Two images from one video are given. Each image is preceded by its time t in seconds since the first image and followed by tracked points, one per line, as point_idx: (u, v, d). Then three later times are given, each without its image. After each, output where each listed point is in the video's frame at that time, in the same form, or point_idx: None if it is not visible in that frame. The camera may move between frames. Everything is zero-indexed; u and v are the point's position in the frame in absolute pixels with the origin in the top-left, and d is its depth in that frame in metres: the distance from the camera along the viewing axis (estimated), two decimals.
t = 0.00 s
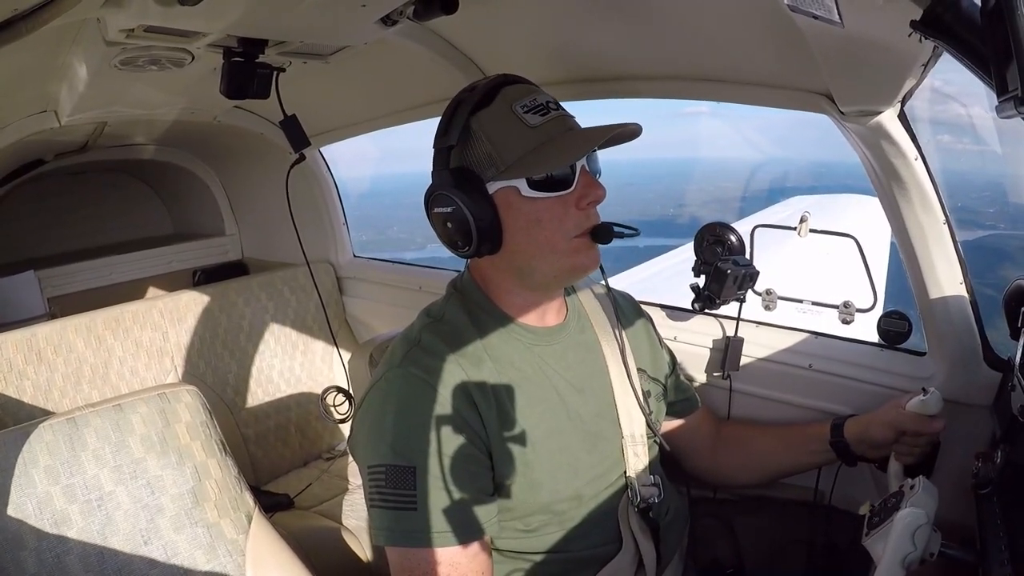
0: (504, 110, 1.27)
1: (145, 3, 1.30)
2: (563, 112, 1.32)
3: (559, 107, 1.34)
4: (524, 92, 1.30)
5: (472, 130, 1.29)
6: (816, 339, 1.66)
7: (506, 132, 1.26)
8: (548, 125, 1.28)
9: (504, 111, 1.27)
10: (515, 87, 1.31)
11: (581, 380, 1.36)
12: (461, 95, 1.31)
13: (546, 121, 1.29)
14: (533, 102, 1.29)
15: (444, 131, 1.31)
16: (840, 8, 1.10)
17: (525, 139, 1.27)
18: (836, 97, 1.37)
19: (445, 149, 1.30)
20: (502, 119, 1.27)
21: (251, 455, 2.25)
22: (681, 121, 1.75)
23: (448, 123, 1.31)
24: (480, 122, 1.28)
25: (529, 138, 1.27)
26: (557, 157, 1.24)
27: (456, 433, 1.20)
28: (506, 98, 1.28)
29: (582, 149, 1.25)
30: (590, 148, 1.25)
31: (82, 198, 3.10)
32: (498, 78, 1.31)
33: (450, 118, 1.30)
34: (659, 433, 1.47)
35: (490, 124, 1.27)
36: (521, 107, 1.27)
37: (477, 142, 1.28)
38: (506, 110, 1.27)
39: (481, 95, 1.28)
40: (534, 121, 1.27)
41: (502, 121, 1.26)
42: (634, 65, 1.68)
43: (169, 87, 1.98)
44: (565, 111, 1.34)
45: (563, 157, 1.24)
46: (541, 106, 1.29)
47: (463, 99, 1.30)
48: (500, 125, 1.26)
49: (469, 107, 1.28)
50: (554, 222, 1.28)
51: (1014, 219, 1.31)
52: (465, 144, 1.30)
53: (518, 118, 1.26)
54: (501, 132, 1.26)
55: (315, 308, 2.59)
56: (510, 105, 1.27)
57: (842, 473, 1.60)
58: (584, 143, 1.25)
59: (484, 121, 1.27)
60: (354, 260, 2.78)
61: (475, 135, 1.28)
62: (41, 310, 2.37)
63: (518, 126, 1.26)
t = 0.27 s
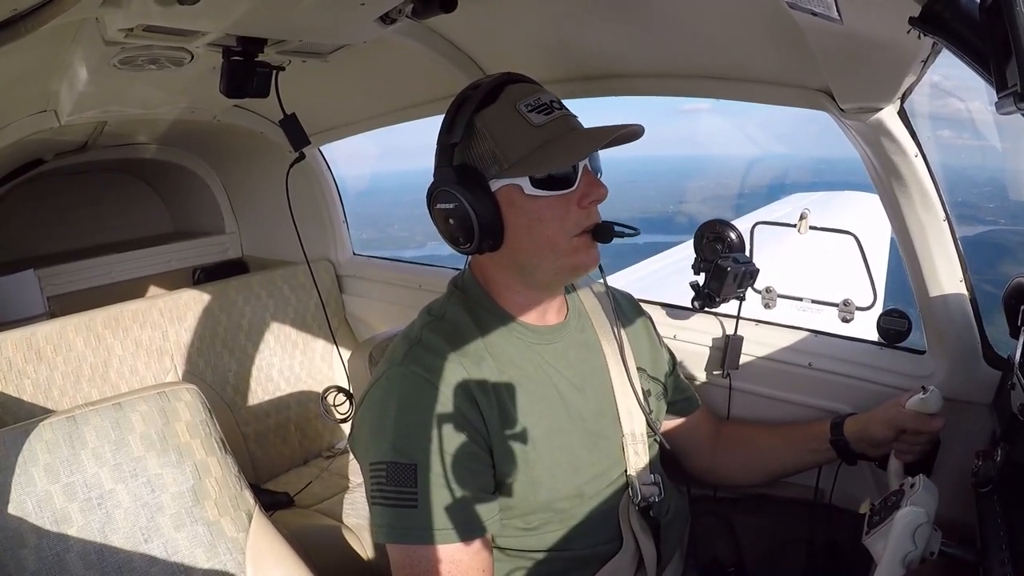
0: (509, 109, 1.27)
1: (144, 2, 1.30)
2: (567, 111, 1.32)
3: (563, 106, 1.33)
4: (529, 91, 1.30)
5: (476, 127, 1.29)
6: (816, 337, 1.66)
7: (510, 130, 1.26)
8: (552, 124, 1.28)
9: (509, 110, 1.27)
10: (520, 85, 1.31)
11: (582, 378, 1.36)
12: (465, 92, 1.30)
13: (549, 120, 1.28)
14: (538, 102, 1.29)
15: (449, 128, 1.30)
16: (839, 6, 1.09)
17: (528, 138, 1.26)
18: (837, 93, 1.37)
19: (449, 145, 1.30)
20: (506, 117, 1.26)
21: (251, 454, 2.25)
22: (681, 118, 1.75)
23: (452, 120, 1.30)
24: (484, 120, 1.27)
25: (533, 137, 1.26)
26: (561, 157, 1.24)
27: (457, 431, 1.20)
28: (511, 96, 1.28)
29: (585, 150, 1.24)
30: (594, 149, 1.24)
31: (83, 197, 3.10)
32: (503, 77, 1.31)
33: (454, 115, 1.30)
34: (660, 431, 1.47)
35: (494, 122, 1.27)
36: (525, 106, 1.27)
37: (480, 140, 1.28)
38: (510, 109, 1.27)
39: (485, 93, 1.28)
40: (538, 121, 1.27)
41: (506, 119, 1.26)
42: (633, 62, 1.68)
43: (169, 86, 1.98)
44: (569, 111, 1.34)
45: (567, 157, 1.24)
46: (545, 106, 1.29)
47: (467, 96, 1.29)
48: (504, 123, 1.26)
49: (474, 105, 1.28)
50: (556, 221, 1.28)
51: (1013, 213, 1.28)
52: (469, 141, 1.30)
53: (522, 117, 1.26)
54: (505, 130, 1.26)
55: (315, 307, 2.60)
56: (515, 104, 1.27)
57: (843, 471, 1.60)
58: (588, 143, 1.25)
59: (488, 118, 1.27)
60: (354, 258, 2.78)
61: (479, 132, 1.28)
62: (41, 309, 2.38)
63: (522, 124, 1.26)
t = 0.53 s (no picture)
0: (506, 103, 1.27)
1: None
2: (564, 105, 1.33)
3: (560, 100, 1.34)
4: (526, 86, 1.30)
5: (474, 122, 1.29)
6: (817, 335, 1.66)
7: (508, 124, 1.26)
8: (549, 118, 1.28)
9: (506, 104, 1.27)
10: (516, 81, 1.31)
11: (582, 374, 1.36)
12: (463, 88, 1.31)
13: (547, 114, 1.29)
14: (535, 96, 1.29)
15: (447, 123, 1.31)
16: (842, 6, 1.10)
17: (526, 131, 1.27)
18: (838, 93, 1.37)
19: (447, 140, 1.30)
20: (504, 112, 1.27)
21: (252, 452, 2.25)
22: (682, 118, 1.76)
23: (450, 115, 1.31)
24: (482, 115, 1.28)
25: (530, 130, 1.26)
26: (558, 149, 1.24)
27: (458, 428, 1.20)
28: (508, 91, 1.29)
29: (581, 142, 1.25)
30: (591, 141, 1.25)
31: (83, 195, 3.09)
32: (500, 72, 1.32)
33: (452, 110, 1.31)
34: (660, 427, 1.48)
35: (491, 116, 1.27)
36: (522, 100, 1.28)
37: (479, 134, 1.28)
38: (507, 103, 1.27)
39: (483, 88, 1.29)
40: (535, 114, 1.27)
41: (504, 113, 1.27)
42: (635, 61, 1.68)
43: (170, 84, 1.98)
44: (566, 105, 1.34)
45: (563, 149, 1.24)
46: (542, 100, 1.29)
47: (465, 91, 1.30)
48: (501, 117, 1.27)
49: (472, 100, 1.28)
50: (554, 213, 1.28)
51: (1013, 214, 1.28)
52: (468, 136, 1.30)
53: (519, 111, 1.26)
54: (503, 124, 1.26)
55: (316, 305, 2.60)
56: (512, 98, 1.28)
57: (844, 469, 1.60)
58: (584, 135, 1.25)
59: (486, 113, 1.28)
60: (354, 256, 2.78)
61: (477, 127, 1.28)
62: (41, 307, 2.37)
63: (519, 118, 1.26)
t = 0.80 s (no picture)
0: (516, 99, 1.28)
1: None
2: (571, 104, 1.34)
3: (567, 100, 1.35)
4: (535, 83, 1.31)
5: (483, 116, 1.29)
6: (819, 334, 1.66)
7: (517, 119, 1.27)
8: (557, 115, 1.29)
9: (516, 99, 1.28)
10: (525, 78, 1.32)
11: (584, 374, 1.36)
12: (473, 83, 1.32)
13: (554, 111, 1.30)
14: (544, 93, 1.30)
15: (455, 116, 1.31)
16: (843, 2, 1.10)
17: (535, 126, 1.27)
18: (839, 90, 1.37)
19: (455, 132, 1.30)
20: (513, 106, 1.27)
21: (253, 449, 2.25)
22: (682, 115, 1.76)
23: (459, 108, 1.31)
24: (492, 109, 1.28)
25: (539, 125, 1.27)
26: (567, 144, 1.25)
27: (458, 429, 1.20)
28: (518, 87, 1.29)
29: (590, 138, 1.26)
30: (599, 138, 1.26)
31: (84, 194, 3.10)
32: (508, 70, 1.33)
33: (461, 103, 1.31)
34: (662, 428, 1.48)
35: (501, 110, 1.28)
36: (531, 96, 1.28)
37: (488, 128, 1.29)
38: (517, 98, 1.28)
39: (493, 84, 1.30)
40: (544, 110, 1.28)
41: (514, 107, 1.27)
42: (636, 58, 1.68)
43: (171, 81, 1.98)
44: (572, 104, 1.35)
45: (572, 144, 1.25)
46: (551, 97, 1.30)
47: (475, 85, 1.31)
48: (511, 111, 1.27)
49: (481, 93, 1.29)
50: (560, 208, 1.28)
51: (1013, 219, 1.28)
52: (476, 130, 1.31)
53: (528, 106, 1.27)
54: (512, 119, 1.27)
55: (317, 302, 2.60)
56: (521, 94, 1.29)
57: (845, 467, 1.60)
58: (593, 132, 1.26)
59: (496, 107, 1.28)
60: (355, 254, 2.78)
61: (486, 121, 1.29)
62: (42, 305, 2.38)
63: (529, 113, 1.27)
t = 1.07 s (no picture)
0: (527, 99, 1.28)
1: None
2: (580, 106, 1.33)
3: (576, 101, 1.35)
4: (546, 84, 1.31)
5: (493, 114, 1.29)
6: (822, 329, 1.65)
7: (528, 118, 1.26)
8: (568, 116, 1.29)
9: (527, 99, 1.27)
10: (536, 79, 1.32)
11: (585, 373, 1.36)
12: (483, 81, 1.31)
13: (565, 112, 1.29)
14: (554, 94, 1.30)
15: (465, 112, 1.29)
16: None
17: (545, 126, 1.26)
18: (839, 85, 1.36)
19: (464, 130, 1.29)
20: (524, 106, 1.27)
21: (254, 444, 2.25)
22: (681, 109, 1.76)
23: (469, 105, 1.30)
24: (503, 108, 1.28)
25: (549, 126, 1.27)
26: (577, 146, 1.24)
27: (458, 429, 1.20)
28: (528, 87, 1.29)
29: (600, 141, 1.26)
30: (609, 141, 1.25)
31: (85, 189, 3.10)
32: (519, 69, 1.32)
33: (472, 100, 1.30)
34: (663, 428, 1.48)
35: (512, 110, 1.27)
36: (542, 96, 1.28)
37: (498, 127, 1.28)
38: (528, 98, 1.27)
39: (504, 83, 1.29)
40: (555, 111, 1.28)
41: (524, 107, 1.27)
42: (636, 53, 1.68)
43: (171, 76, 1.98)
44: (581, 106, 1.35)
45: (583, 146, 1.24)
46: (561, 98, 1.30)
47: (486, 84, 1.30)
48: (521, 111, 1.27)
49: (492, 91, 1.28)
50: (567, 210, 1.28)
51: (1013, 222, 1.28)
52: (485, 128, 1.30)
53: (539, 106, 1.27)
54: (523, 118, 1.26)
55: (317, 298, 2.60)
56: (532, 94, 1.28)
57: (847, 465, 1.58)
58: (604, 135, 1.26)
59: (507, 106, 1.28)
60: (356, 249, 2.78)
61: (497, 119, 1.28)
62: (43, 300, 2.38)
63: (539, 113, 1.26)
